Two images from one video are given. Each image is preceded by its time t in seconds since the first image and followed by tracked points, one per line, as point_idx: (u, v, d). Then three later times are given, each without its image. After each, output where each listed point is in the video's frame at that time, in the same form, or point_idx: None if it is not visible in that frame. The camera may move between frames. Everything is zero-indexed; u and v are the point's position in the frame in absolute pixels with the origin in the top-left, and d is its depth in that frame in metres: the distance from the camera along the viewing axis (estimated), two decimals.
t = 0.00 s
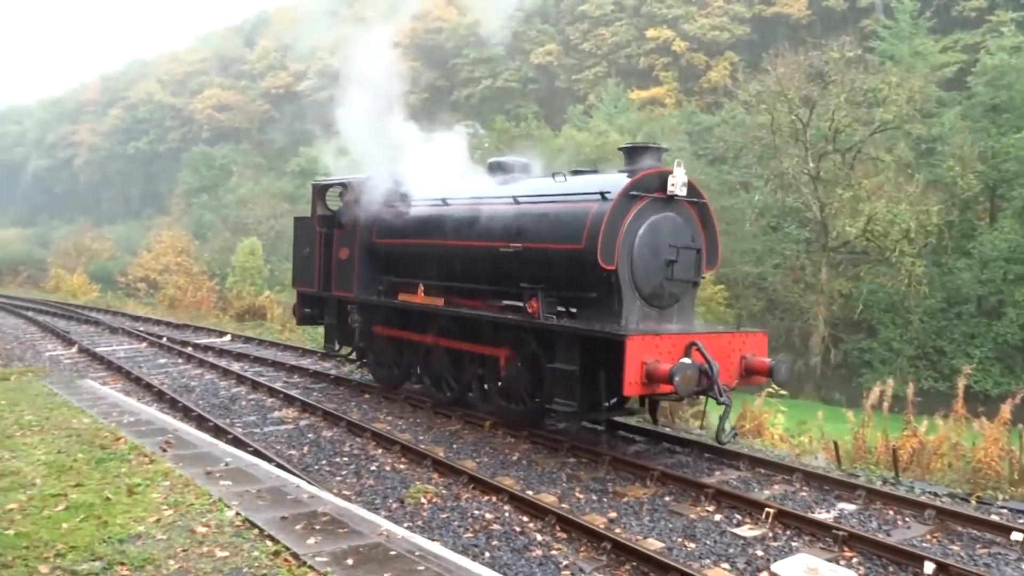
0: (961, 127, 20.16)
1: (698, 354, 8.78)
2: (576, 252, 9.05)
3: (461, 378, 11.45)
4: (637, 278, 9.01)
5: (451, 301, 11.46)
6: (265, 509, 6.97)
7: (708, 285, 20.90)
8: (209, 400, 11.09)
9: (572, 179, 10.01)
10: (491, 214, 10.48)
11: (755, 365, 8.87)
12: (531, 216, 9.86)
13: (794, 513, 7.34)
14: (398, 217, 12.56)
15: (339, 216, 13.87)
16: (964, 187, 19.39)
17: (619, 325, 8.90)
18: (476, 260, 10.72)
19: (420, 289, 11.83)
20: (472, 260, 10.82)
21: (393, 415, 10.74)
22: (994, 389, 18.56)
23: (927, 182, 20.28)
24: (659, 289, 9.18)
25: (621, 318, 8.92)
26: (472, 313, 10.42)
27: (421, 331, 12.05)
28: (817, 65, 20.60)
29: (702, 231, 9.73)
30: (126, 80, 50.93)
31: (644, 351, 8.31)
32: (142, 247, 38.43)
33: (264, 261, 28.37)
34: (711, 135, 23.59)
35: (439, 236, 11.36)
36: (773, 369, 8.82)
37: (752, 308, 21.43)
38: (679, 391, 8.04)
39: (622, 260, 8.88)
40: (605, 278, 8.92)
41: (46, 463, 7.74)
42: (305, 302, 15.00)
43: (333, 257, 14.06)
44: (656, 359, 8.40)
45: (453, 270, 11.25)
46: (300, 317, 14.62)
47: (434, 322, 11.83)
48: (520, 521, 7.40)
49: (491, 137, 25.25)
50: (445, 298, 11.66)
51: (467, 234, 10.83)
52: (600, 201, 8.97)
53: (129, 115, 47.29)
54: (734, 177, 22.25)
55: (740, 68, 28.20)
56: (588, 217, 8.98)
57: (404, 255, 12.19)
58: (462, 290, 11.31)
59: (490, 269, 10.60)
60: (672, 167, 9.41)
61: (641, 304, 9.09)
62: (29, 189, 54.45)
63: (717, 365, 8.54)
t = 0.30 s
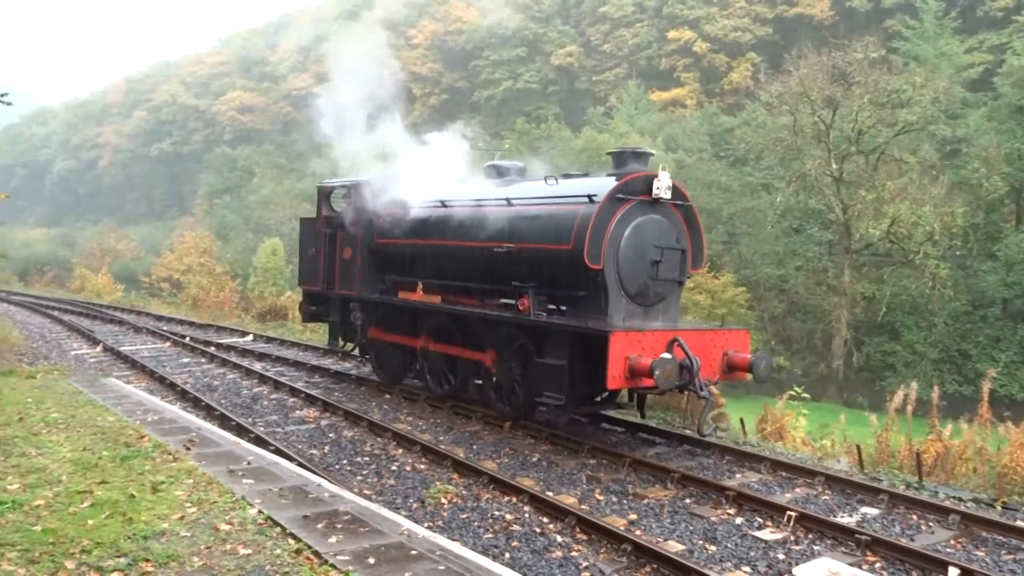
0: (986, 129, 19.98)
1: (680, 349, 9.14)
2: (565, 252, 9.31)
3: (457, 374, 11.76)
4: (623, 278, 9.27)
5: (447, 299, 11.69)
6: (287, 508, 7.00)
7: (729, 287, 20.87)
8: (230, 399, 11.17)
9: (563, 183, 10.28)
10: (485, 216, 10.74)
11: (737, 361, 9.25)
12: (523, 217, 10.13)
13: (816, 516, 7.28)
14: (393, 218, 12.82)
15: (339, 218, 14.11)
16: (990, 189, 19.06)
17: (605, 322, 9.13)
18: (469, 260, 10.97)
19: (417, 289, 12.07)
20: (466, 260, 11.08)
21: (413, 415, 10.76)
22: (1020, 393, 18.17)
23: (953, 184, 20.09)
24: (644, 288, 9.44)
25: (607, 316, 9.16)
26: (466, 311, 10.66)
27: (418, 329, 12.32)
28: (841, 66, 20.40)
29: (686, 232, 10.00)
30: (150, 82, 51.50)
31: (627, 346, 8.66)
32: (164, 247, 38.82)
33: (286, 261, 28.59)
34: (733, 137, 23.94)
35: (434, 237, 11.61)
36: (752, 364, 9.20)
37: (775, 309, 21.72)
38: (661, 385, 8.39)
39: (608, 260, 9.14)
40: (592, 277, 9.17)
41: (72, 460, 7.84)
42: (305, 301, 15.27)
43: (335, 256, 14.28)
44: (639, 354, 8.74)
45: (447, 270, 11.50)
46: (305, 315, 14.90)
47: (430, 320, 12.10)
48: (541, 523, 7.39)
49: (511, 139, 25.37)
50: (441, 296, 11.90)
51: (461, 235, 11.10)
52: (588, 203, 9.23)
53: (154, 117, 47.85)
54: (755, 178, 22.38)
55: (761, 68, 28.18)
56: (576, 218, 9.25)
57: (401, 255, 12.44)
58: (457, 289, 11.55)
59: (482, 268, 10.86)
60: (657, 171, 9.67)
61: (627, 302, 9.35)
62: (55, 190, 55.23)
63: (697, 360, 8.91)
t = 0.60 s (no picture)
0: (1011, 130, 19.81)
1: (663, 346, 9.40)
2: (554, 253, 9.58)
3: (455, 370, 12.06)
4: (610, 277, 9.54)
5: (445, 298, 11.97)
6: (307, 508, 7.04)
7: (749, 289, 20.84)
8: (252, 399, 11.24)
9: (555, 187, 10.54)
10: (480, 218, 11.03)
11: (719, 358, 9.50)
12: (515, 219, 10.41)
13: (837, 520, 7.22)
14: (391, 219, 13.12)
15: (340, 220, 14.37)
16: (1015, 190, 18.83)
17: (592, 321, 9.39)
18: (464, 260, 11.27)
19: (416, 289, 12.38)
20: (462, 261, 11.37)
21: (432, 416, 10.78)
22: None
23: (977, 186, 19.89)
24: (631, 287, 9.70)
25: (595, 314, 9.42)
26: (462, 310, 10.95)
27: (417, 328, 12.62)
28: (862, 66, 20.29)
29: (673, 234, 10.25)
30: (172, 84, 51.96)
31: (611, 343, 8.94)
32: (186, 247, 39.14)
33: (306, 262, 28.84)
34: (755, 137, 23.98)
35: (432, 239, 11.90)
36: (735, 362, 9.46)
37: (795, 312, 21.71)
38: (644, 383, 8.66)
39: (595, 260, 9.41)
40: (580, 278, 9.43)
41: (97, 459, 7.91)
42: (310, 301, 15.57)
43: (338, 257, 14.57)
44: (623, 350, 9.02)
45: (446, 270, 11.80)
46: (310, 313, 15.19)
47: (429, 319, 12.42)
48: (560, 525, 7.38)
49: (531, 141, 25.49)
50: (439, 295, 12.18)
51: (456, 236, 11.39)
52: (576, 206, 9.50)
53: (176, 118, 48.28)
54: (776, 180, 22.46)
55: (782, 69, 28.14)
56: (564, 220, 9.51)
57: (399, 255, 12.74)
58: (454, 288, 11.83)
59: (477, 268, 11.17)
60: (644, 174, 9.91)
61: (613, 301, 9.62)
62: (79, 191, 55.96)
63: (679, 357, 9.20)
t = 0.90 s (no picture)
0: None
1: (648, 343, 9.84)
2: (542, 255, 9.94)
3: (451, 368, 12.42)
4: (597, 278, 9.91)
5: (440, 298, 12.31)
6: (325, 510, 7.06)
7: (767, 292, 20.85)
8: (270, 402, 11.30)
9: (545, 191, 10.86)
10: (473, 221, 11.36)
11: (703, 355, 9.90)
12: (506, 222, 10.75)
13: (857, 525, 7.16)
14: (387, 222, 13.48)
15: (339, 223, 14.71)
16: None
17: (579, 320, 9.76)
18: (458, 262, 11.62)
19: (414, 290, 12.73)
20: (456, 262, 11.70)
21: (449, 420, 10.78)
22: None
23: (998, 188, 19.74)
24: (617, 288, 10.07)
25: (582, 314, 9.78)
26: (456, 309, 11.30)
27: (414, 327, 12.97)
28: (881, 68, 20.26)
29: (658, 236, 10.63)
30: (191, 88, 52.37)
31: (597, 341, 9.36)
32: (205, 251, 39.42)
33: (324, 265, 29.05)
34: (772, 140, 24.18)
35: (428, 241, 12.24)
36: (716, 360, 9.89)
37: (813, 315, 21.68)
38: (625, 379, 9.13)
39: (582, 261, 9.78)
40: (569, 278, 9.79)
41: (117, 460, 7.98)
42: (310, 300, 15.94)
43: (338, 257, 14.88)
44: (608, 348, 9.45)
45: (441, 271, 12.15)
46: (312, 312, 15.51)
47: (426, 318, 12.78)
48: (577, 529, 7.36)
49: (547, 144, 25.65)
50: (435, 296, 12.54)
51: (450, 239, 11.72)
52: (564, 210, 9.85)
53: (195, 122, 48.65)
54: (794, 182, 22.54)
55: (800, 71, 28.05)
56: (553, 223, 9.88)
57: (397, 257, 13.10)
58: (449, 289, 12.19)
59: (471, 270, 11.51)
60: (630, 179, 10.27)
61: (600, 300, 9.99)
62: (99, 195, 56.63)
63: (661, 354, 9.64)
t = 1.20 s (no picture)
0: None
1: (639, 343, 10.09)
2: (537, 258, 10.26)
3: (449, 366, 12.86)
4: (589, 279, 10.20)
5: (441, 300, 12.71)
6: (346, 513, 7.09)
7: (788, 295, 20.90)
8: (291, 404, 11.37)
9: (540, 195, 11.16)
10: (471, 225, 11.74)
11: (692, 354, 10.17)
12: (503, 226, 11.09)
13: (881, 531, 7.10)
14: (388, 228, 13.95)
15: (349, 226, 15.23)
16: None
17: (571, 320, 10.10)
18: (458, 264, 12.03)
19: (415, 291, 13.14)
20: (457, 264, 12.10)
21: (469, 423, 10.78)
22: None
23: None
24: (609, 289, 10.35)
25: (574, 314, 10.11)
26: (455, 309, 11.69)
27: (416, 327, 13.38)
28: (903, 70, 20.21)
29: (649, 240, 10.92)
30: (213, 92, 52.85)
31: (587, 339, 9.65)
32: (227, 254, 39.72)
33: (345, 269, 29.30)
34: (791, 142, 24.36)
35: (429, 244, 12.64)
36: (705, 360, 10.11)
37: (835, 319, 21.66)
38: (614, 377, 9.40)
39: (575, 264, 10.06)
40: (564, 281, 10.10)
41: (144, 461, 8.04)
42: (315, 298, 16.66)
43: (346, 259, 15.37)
44: (598, 346, 9.73)
45: (441, 273, 12.57)
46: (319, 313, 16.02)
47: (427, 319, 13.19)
48: (597, 533, 7.34)
49: (567, 148, 25.82)
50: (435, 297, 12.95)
51: (450, 242, 12.10)
52: (557, 215, 10.13)
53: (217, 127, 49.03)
54: (815, 185, 22.37)
55: (822, 73, 27.94)
56: (546, 227, 10.17)
57: (400, 260, 13.54)
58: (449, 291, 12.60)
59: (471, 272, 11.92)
60: (622, 185, 10.57)
61: (593, 301, 10.28)
62: (123, 199, 57.38)
63: (650, 353, 9.90)
